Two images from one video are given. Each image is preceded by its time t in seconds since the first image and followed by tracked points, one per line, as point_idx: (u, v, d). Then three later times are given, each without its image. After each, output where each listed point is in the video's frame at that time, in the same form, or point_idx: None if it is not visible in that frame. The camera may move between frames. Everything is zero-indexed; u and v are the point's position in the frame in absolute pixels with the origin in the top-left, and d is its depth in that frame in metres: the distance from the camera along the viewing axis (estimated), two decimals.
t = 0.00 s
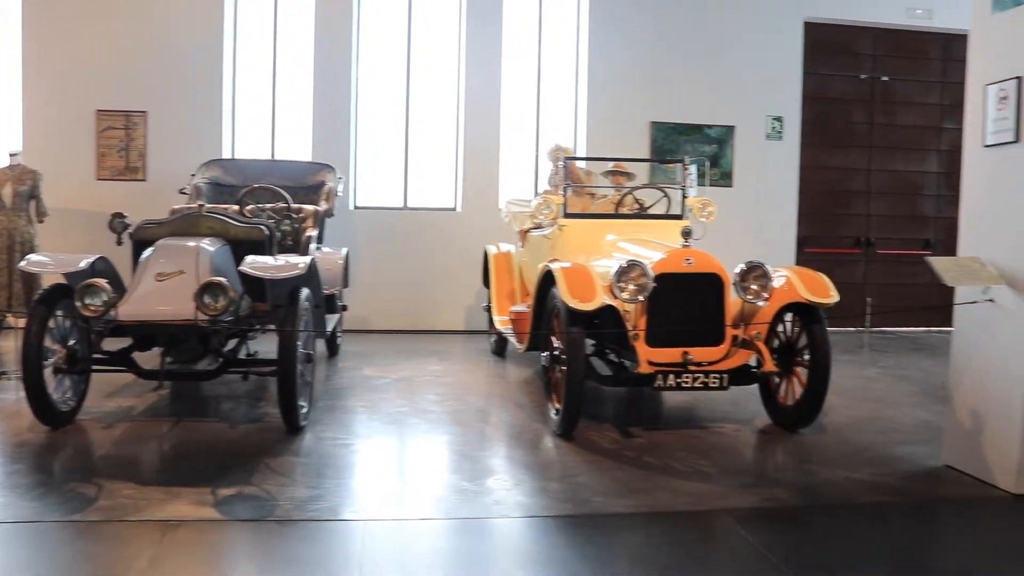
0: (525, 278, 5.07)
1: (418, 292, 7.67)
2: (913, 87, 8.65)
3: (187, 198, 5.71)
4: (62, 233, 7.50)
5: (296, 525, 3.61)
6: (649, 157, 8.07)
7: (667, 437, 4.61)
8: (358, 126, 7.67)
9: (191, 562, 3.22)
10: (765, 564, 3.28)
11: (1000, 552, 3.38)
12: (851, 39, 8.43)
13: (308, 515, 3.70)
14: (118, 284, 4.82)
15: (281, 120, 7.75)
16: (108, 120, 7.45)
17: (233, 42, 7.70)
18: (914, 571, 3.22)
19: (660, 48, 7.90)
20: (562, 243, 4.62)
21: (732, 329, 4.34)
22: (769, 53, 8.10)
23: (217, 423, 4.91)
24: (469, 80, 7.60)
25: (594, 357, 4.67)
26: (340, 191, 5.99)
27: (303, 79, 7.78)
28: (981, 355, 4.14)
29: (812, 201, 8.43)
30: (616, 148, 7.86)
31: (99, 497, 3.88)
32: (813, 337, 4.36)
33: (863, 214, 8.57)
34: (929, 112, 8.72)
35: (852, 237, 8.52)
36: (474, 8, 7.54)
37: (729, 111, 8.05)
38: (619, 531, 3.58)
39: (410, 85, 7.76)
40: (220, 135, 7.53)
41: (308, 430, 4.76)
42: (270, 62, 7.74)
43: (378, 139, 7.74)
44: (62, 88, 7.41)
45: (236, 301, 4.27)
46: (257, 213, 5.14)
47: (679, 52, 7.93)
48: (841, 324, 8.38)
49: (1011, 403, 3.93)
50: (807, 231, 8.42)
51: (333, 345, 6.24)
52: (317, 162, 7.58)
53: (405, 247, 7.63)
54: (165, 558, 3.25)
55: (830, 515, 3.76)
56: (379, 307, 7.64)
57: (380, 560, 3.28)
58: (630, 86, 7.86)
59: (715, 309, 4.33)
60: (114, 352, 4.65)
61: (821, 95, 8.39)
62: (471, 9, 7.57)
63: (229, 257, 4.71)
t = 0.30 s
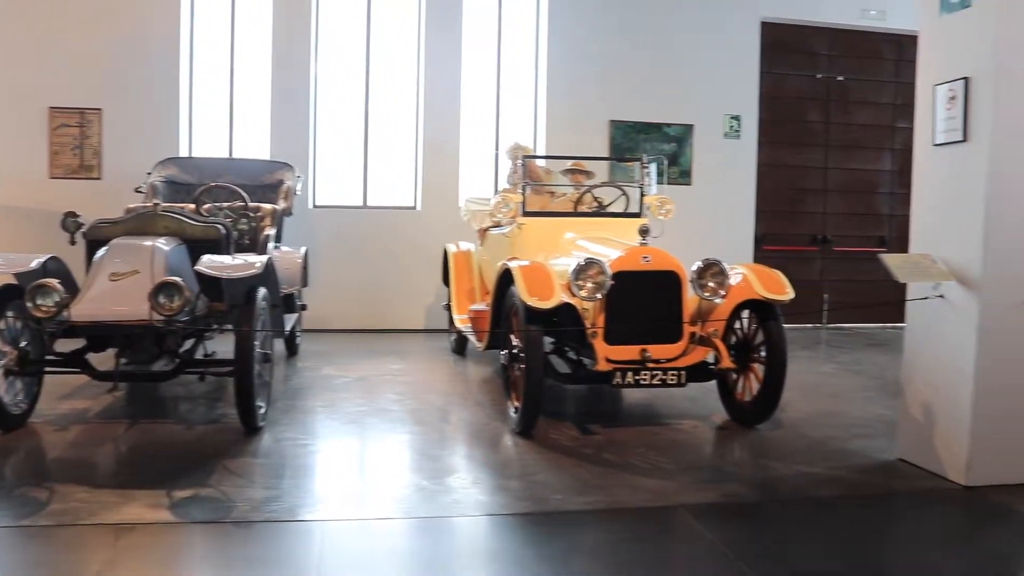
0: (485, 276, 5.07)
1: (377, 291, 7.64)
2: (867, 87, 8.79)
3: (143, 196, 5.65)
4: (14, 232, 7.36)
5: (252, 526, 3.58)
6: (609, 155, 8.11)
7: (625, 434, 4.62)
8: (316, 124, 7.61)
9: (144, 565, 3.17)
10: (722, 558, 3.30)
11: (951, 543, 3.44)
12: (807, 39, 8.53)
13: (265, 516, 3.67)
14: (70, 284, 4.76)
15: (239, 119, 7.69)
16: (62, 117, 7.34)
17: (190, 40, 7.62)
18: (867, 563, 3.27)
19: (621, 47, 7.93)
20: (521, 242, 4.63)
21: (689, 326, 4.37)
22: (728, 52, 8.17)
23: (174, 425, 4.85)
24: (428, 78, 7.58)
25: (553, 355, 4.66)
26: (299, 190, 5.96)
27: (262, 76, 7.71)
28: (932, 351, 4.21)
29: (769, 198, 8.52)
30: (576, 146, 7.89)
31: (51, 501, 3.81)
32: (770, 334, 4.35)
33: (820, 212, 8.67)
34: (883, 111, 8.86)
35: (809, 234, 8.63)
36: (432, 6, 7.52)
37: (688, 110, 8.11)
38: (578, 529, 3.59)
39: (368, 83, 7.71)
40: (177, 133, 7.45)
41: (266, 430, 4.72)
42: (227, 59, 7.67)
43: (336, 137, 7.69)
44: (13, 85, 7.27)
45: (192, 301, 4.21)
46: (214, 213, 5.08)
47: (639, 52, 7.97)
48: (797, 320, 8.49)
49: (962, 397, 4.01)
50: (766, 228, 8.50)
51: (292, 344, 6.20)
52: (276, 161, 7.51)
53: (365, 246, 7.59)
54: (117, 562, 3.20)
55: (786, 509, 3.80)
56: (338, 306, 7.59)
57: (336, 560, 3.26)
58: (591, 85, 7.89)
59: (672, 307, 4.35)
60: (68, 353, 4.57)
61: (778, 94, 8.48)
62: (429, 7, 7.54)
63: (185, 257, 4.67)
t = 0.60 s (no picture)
0: (443, 275, 5.06)
1: (335, 291, 7.59)
2: (822, 87, 8.90)
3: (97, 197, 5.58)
4: None
5: (208, 531, 3.54)
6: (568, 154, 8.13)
7: (583, 432, 4.64)
8: (272, 122, 7.54)
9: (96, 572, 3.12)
10: (679, 554, 3.33)
11: (903, 535, 3.50)
12: (763, 39, 8.62)
13: (222, 520, 3.63)
14: (20, 286, 4.68)
15: (195, 118, 7.60)
16: (12, 117, 7.20)
17: (143, 38, 7.52)
18: (821, 555, 3.31)
19: (579, 47, 7.96)
20: (479, 241, 4.62)
21: (647, 324, 4.41)
22: (686, 52, 8.24)
23: (129, 429, 4.79)
24: (384, 77, 7.54)
25: (511, 354, 4.67)
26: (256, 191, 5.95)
27: (218, 75, 7.64)
28: (884, 346, 4.27)
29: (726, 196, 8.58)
30: (534, 146, 7.90)
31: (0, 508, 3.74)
32: (726, 332, 4.37)
33: (776, 210, 8.78)
34: (837, 110, 8.98)
35: (767, 232, 8.75)
36: (388, 5, 7.49)
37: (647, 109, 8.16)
38: (536, 528, 3.60)
39: (324, 81, 7.65)
40: (130, 133, 7.34)
41: (223, 433, 4.68)
42: (181, 59, 7.58)
43: (292, 136, 7.62)
44: None
45: (146, 303, 4.16)
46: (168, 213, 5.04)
47: (598, 51, 8.01)
48: (753, 317, 8.59)
49: (912, 391, 4.07)
50: (725, 226, 8.58)
51: (249, 346, 6.15)
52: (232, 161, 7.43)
53: (324, 247, 7.54)
54: (67, 570, 3.14)
55: (742, 505, 3.84)
56: (296, 308, 7.53)
57: (293, 562, 3.23)
58: (549, 85, 7.91)
59: (629, 305, 4.35)
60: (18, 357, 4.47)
61: (735, 94, 8.55)
62: (385, 5, 7.51)
63: (139, 258, 4.61)
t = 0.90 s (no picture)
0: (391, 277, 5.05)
1: (282, 294, 7.52)
2: (766, 89, 9.02)
3: (36, 200, 5.50)
4: None
5: (150, 538, 3.46)
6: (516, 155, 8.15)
7: (531, 432, 4.65)
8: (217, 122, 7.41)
9: None
10: (625, 552, 3.34)
11: (845, 528, 3.55)
12: (708, 41, 8.71)
13: (166, 528, 3.55)
14: None
15: (137, 119, 7.47)
16: None
17: (83, 37, 7.36)
18: (763, 551, 3.35)
19: (527, 49, 7.99)
20: (425, 242, 4.61)
21: (593, 324, 4.39)
22: (633, 54, 8.33)
23: (70, 436, 4.69)
24: (330, 77, 7.49)
25: (459, 356, 4.67)
26: (201, 193, 5.93)
27: (161, 76, 7.52)
28: (825, 344, 4.33)
29: (671, 196, 8.67)
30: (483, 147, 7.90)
31: None
32: (672, 331, 4.40)
33: (722, 210, 8.88)
34: (780, 111, 9.11)
35: (711, 232, 8.83)
36: (334, 5, 7.43)
37: (595, 110, 8.23)
38: (483, 528, 3.59)
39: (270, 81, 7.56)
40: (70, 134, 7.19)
41: (168, 439, 4.61)
42: (123, 59, 7.45)
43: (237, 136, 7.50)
44: None
45: (86, 307, 4.07)
46: (110, 216, 5.08)
47: (546, 53, 8.05)
48: (697, 316, 8.70)
49: (853, 387, 4.14)
50: (671, 227, 8.66)
51: (195, 350, 6.07)
52: (176, 162, 7.30)
53: (271, 249, 7.46)
54: None
55: (687, 502, 3.87)
56: (244, 311, 7.43)
57: (237, 567, 3.18)
58: (498, 87, 7.92)
59: (576, 306, 4.35)
60: None
61: (681, 95, 8.63)
62: (330, 5, 7.47)
63: (77, 261, 4.46)
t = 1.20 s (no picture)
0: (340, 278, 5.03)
1: (230, 296, 7.43)
2: (715, 92, 9.15)
3: None
4: None
5: (92, 546, 3.36)
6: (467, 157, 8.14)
7: (480, 433, 4.65)
8: (164, 120, 7.28)
9: None
10: (572, 553, 3.34)
11: (789, 526, 3.59)
12: (657, 45, 8.79)
13: (108, 534, 3.46)
14: None
15: (81, 118, 7.32)
16: None
17: (24, 35, 7.19)
18: (709, 550, 3.37)
19: (478, 51, 7.99)
20: (374, 243, 4.60)
21: (542, 325, 4.39)
22: (584, 58, 8.38)
23: (9, 442, 4.58)
24: (278, 77, 7.42)
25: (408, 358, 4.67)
26: (146, 193, 5.86)
27: (105, 75, 7.37)
28: (770, 345, 4.30)
29: (622, 198, 8.73)
30: (435, 149, 7.88)
31: None
32: (620, 332, 4.42)
33: (672, 213, 8.98)
34: (728, 114, 9.25)
35: (661, 234, 8.91)
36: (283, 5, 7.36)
37: (546, 112, 8.26)
38: (431, 530, 3.58)
39: (218, 79, 7.44)
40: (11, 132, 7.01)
41: (111, 443, 4.53)
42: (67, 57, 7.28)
43: (184, 133, 7.36)
44: None
45: (24, 310, 3.94)
46: (51, 216, 5.00)
47: (497, 55, 8.07)
48: (646, 317, 8.78)
49: (797, 388, 4.12)
50: (620, 229, 8.72)
51: (140, 353, 5.99)
52: (122, 161, 7.16)
53: (220, 250, 7.36)
54: None
55: (634, 501, 3.89)
56: (192, 313, 7.33)
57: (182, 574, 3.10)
58: (450, 88, 7.92)
59: (525, 307, 4.36)
60: None
61: (631, 98, 8.70)
62: (279, 5, 7.39)
63: (18, 263, 4.30)
